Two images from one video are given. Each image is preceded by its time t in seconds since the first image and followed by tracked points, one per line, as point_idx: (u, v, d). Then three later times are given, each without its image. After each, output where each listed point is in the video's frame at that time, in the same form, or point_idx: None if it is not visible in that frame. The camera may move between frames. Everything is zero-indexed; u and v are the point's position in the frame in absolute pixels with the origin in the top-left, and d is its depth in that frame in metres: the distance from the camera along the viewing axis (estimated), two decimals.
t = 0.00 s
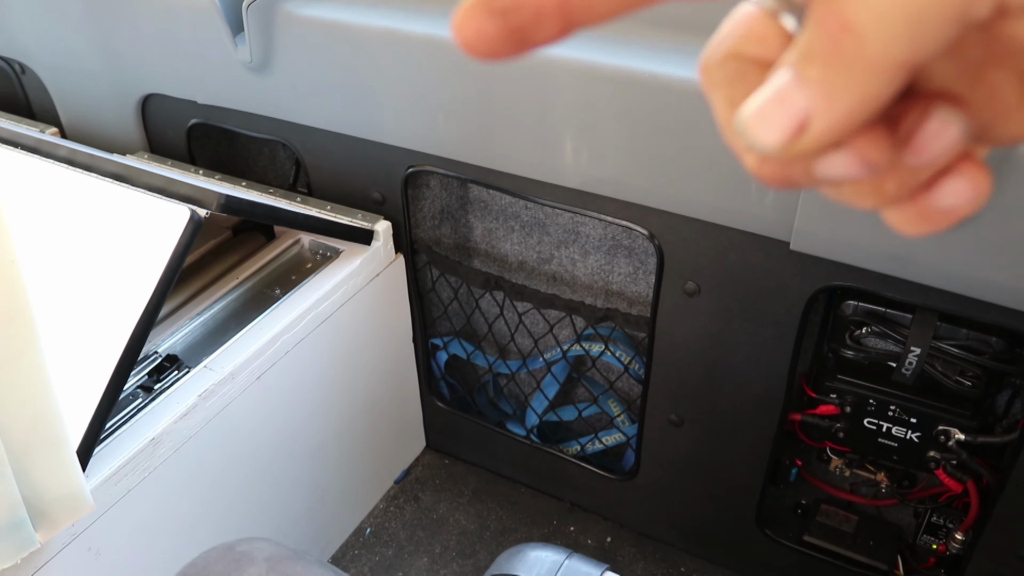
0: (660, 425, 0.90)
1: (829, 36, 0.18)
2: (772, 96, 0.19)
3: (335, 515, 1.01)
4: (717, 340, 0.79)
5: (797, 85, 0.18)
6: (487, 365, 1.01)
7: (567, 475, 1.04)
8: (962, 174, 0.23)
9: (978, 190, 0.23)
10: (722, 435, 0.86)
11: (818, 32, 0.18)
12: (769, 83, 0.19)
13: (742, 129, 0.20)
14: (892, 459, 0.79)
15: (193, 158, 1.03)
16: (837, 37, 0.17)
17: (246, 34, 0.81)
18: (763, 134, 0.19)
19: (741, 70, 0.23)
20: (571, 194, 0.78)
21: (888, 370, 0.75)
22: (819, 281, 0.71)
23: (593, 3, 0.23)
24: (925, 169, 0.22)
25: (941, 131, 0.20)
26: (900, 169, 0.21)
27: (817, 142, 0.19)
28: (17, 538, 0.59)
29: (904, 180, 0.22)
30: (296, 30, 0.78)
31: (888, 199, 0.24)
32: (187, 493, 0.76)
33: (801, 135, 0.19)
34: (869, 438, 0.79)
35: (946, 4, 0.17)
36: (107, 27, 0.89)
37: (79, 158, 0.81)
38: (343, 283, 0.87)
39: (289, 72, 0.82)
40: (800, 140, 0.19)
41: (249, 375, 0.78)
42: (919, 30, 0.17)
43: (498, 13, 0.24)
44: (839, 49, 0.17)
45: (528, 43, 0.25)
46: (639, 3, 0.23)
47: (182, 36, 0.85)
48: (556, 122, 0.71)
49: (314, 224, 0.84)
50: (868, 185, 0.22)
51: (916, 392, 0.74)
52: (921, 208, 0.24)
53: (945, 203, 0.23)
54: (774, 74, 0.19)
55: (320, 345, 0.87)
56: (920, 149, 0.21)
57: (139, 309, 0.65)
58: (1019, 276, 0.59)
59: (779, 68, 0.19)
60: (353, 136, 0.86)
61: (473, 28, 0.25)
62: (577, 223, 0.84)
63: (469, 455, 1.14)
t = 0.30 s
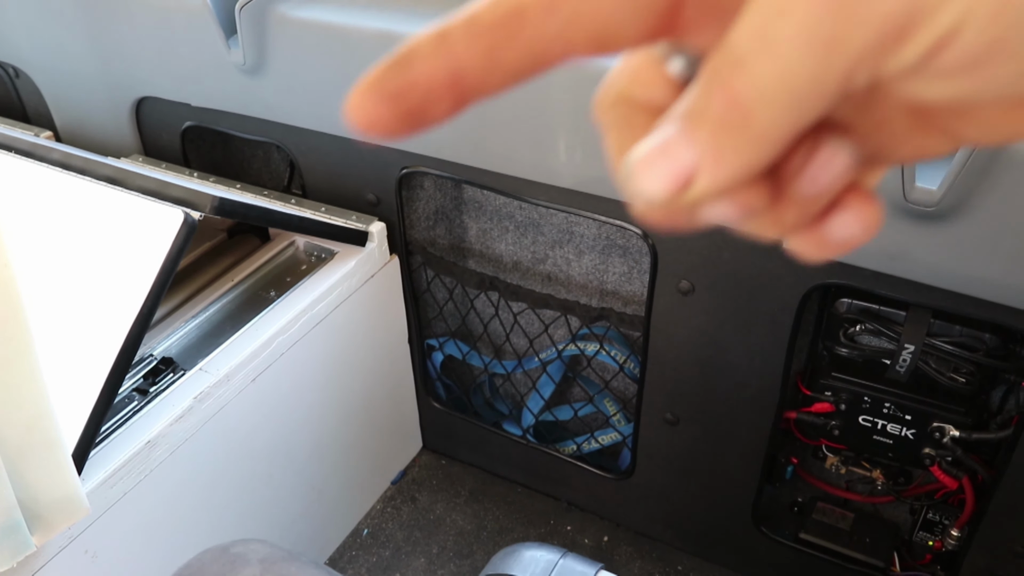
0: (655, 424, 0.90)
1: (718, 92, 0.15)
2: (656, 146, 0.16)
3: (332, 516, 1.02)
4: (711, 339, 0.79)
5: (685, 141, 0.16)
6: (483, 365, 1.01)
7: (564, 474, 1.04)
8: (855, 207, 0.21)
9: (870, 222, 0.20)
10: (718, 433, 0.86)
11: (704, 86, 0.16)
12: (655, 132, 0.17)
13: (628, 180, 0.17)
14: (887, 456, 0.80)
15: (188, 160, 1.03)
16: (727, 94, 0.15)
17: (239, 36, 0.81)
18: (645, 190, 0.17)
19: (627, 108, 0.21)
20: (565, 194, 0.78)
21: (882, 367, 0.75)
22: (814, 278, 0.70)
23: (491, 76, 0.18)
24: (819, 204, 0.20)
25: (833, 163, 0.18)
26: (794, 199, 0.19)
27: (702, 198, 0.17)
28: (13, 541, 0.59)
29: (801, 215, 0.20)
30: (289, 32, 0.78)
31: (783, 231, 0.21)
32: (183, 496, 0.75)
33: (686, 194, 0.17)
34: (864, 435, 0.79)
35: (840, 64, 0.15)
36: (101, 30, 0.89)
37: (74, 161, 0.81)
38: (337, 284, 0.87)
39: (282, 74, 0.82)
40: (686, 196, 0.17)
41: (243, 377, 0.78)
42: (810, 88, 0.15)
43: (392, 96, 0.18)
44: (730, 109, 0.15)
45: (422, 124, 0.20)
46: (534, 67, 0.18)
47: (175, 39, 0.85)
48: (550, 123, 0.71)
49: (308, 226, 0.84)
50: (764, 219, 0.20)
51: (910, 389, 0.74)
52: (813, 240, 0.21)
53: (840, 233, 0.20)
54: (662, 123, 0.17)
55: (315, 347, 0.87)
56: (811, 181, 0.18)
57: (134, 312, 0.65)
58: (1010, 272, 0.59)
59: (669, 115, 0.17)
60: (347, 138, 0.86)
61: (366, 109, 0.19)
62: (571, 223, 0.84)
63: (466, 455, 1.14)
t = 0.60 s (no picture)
0: (654, 424, 0.90)
1: (681, 166, 0.20)
2: (625, 201, 0.22)
3: (331, 518, 1.02)
4: (709, 339, 0.79)
5: (651, 201, 0.21)
6: (482, 366, 1.01)
7: (563, 475, 1.05)
8: (811, 251, 0.28)
9: (831, 267, 0.28)
10: (716, 433, 0.86)
11: (670, 158, 0.21)
12: (623, 186, 0.22)
13: (599, 227, 0.23)
14: (886, 455, 0.80)
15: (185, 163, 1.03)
16: (689, 169, 0.20)
17: (236, 39, 0.81)
18: (619, 238, 0.22)
19: (599, 156, 0.28)
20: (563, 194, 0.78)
21: (879, 366, 0.75)
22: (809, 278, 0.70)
23: (447, 127, 0.21)
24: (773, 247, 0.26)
25: (789, 219, 0.24)
26: (756, 246, 0.26)
27: (670, 247, 0.22)
28: (11, 545, 0.59)
29: (766, 257, 0.26)
30: (286, 34, 0.78)
31: (754, 271, 0.27)
32: (182, 498, 0.76)
33: (653, 242, 0.22)
34: (862, 434, 0.79)
35: (777, 151, 0.20)
36: (98, 34, 0.89)
37: (70, 165, 0.81)
38: (335, 286, 0.87)
39: (278, 76, 0.82)
40: (653, 245, 0.22)
41: (242, 380, 0.78)
42: (755, 168, 0.20)
43: (348, 143, 0.21)
44: (688, 181, 0.20)
45: (384, 169, 0.22)
46: (492, 117, 0.22)
47: (172, 42, 0.85)
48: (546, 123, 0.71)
49: (305, 228, 0.84)
50: (736, 258, 0.26)
51: (907, 388, 0.74)
52: (782, 278, 0.29)
53: (803, 277, 0.28)
54: (630, 179, 0.22)
55: (313, 349, 0.87)
56: (770, 232, 0.25)
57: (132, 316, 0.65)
58: (1005, 270, 0.59)
59: (635, 173, 0.22)
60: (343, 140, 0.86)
61: (323, 156, 0.21)
62: (568, 224, 0.84)
63: (465, 456, 1.14)
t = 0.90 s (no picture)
0: (653, 420, 0.90)
1: (676, 131, 0.20)
2: (619, 163, 0.21)
3: (329, 512, 1.01)
4: (708, 334, 0.79)
5: (645, 164, 0.21)
6: (480, 361, 1.01)
7: (561, 470, 1.05)
8: (802, 224, 0.28)
9: (819, 241, 0.28)
10: (714, 428, 0.86)
11: (666, 123, 0.20)
12: (617, 150, 0.22)
13: (592, 191, 0.22)
14: (885, 451, 0.80)
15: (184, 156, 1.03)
16: (685, 133, 0.20)
17: (235, 31, 0.81)
18: (610, 203, 0.21)
19: (594, 119, 0.27)
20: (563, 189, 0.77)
21: (879, 362, 0.74)
22: (808, 272, 0.69)
23: (441, 83, 0.21)
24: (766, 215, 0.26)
25: (784, 186, 0.24)
26: (749, 214, 0.25)
27: (663, 213, 0.22)
28: (9, 535, 0.59)
29: (758, 225, 0.26)
30: (286, 27, 0.78)
31: (745, 239, 0.27)
32: (180, 490, 0.75)
33: (646, 206, 0.21)
34: (862, 430, 0.79)
35: (774, 118, 0.20)
36: (98, 26, 0.89)
37: (69, 156, 0.81)
38: (334, 279, 0.87)
39: (278, 69, 0.82)
40: (646, 210, 0.21)
41: (241, 372, 0.78)
42: (749, 134, 0.20)
43: (341, 96, 0.21)
44: (683, 146, 0.20)
45: (375, 125, 0.22)
46: (485, 75, 0.21)
47: (172, 34, 0.85)
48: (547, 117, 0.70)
49: (305, 221, 0.84)
50: (728, 227, 0.26)
51: (907, 384, 0.74)
52: (771, 249, 0.29)
53: (792, 250, 0.28)
54: (622, 142, 0.22)
55: (311, 343, 0.87)
56: (764, 199, 0.25)
57: (131, 307, 0.65)
58: (1006, 266, 0.59)
59: (629, 137, 0.22)
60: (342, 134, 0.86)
61: (316, 110, 0.21)
62: (568, 218, 0.84)
63: (463, 450, 1.14)
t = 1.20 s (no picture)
0: (654, 425, 0.90)
1: (682, 143, 0.20)
2: (625, 174, 0.21)
3: (329, 515, 1.01)
4: (710, 340, 0.79)
5: (652, 176, 0.21)
6: (481, 364, 1.01)
7: (562, 474, 1.05)
8: (806, 238, 0.28)
9: (822, 254, 0.28)
10: (715, 434, 0.86)
11: (672, 136, 0.20)
12: (624, 161, 0.22)
13: (600, 201, 0.22)
14: (885, 458, 0.80)
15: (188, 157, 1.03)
16: (690, 146, 0.20)
17: (240, 33, 0.81)
18: (617, 213, 0.22)
19: (601, 129, 0.27)
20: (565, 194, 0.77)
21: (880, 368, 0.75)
22: (811, 279, 0.70)
23: (454, 99, 0.21)
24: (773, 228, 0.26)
25: (789, 199, 0.24)
26: (755, 226, 0.25)
27: (669, 223, 0.22)
28: (9, 536, 0.59)
29: (764, 237, 0.26)
30: (291, 30, 0.78)
31: (750, 250, 0.27)
32: (180, 492, 0.75)
33: (652, 217, 0.21)
34: (862, 437, 0.79)
35: (780, 132, 0.20)
36: (102, 27, 0.89)
37: (73, 156, 0.81)
38: (337, 282, 0.87)
39: (282, 71, 0.82)
40: (652, 221, 0.22)
41: (243, 374, 0.78)
42: (755, 148, 0.20)
43: (354, 112, 0.21)
44: (689, 158, 0.20)
45: (389, 139, 0.22)
46: (498, 90, 0.21)
47: (177, 36, 0.85)
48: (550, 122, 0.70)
49: (308, 223, 0.84)
50: (733, 239, 0.26)
51: (908, 391, 0.74)
52: (774, 261, 0.29)
53: (795, 262, 0.28)
54: (630, 153, 0.22)
55: (313, 345, 0.87)
56: (769, 212, 0.25)
57: (134, 307, 0.65)
58: (1008, 275, 0.59)
59: (637, 148, 0.22)
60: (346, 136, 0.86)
61: (330, 126, 0.21)
62: (571, 223, 0.84)
63: (464, 454, 1.14)
